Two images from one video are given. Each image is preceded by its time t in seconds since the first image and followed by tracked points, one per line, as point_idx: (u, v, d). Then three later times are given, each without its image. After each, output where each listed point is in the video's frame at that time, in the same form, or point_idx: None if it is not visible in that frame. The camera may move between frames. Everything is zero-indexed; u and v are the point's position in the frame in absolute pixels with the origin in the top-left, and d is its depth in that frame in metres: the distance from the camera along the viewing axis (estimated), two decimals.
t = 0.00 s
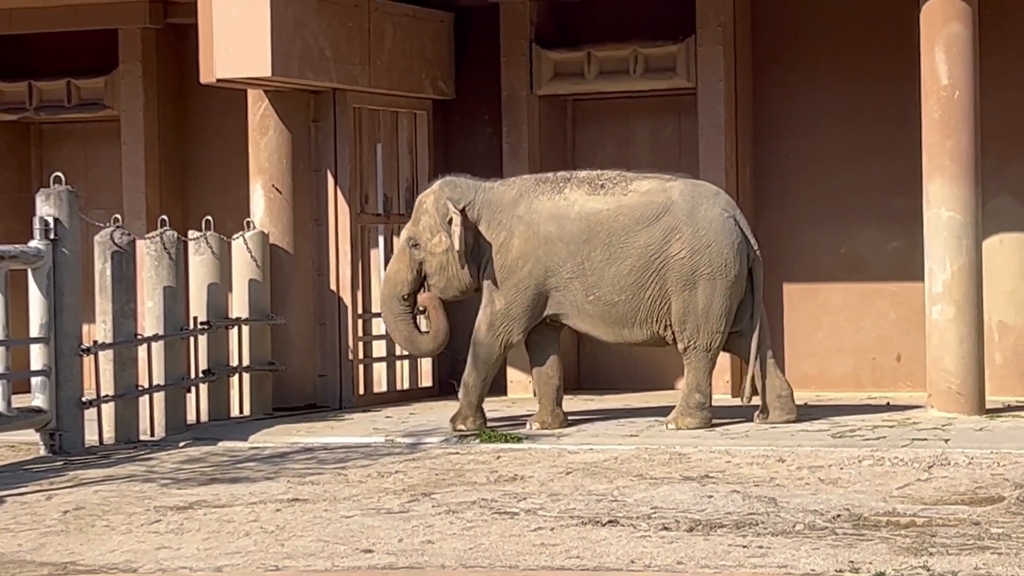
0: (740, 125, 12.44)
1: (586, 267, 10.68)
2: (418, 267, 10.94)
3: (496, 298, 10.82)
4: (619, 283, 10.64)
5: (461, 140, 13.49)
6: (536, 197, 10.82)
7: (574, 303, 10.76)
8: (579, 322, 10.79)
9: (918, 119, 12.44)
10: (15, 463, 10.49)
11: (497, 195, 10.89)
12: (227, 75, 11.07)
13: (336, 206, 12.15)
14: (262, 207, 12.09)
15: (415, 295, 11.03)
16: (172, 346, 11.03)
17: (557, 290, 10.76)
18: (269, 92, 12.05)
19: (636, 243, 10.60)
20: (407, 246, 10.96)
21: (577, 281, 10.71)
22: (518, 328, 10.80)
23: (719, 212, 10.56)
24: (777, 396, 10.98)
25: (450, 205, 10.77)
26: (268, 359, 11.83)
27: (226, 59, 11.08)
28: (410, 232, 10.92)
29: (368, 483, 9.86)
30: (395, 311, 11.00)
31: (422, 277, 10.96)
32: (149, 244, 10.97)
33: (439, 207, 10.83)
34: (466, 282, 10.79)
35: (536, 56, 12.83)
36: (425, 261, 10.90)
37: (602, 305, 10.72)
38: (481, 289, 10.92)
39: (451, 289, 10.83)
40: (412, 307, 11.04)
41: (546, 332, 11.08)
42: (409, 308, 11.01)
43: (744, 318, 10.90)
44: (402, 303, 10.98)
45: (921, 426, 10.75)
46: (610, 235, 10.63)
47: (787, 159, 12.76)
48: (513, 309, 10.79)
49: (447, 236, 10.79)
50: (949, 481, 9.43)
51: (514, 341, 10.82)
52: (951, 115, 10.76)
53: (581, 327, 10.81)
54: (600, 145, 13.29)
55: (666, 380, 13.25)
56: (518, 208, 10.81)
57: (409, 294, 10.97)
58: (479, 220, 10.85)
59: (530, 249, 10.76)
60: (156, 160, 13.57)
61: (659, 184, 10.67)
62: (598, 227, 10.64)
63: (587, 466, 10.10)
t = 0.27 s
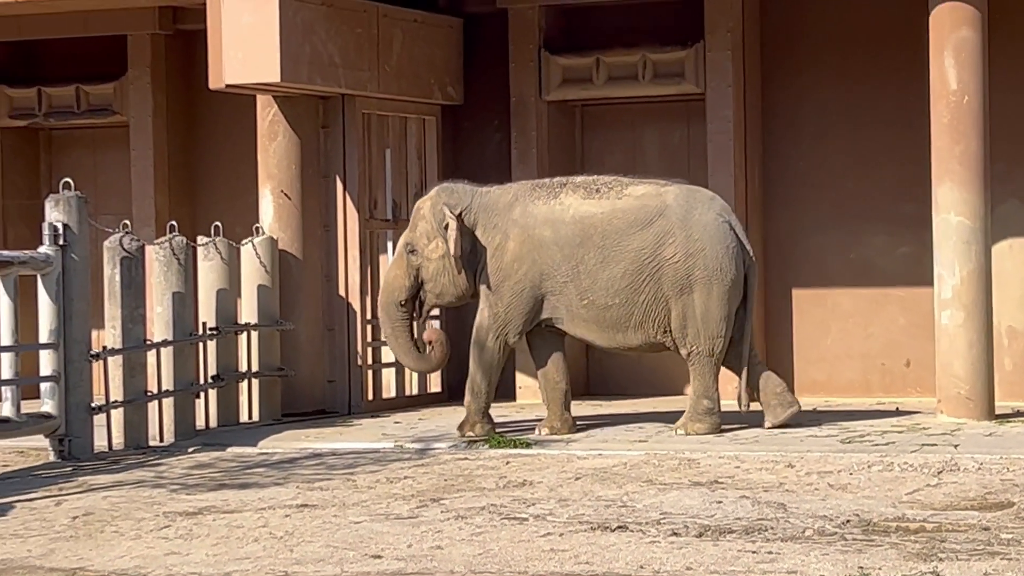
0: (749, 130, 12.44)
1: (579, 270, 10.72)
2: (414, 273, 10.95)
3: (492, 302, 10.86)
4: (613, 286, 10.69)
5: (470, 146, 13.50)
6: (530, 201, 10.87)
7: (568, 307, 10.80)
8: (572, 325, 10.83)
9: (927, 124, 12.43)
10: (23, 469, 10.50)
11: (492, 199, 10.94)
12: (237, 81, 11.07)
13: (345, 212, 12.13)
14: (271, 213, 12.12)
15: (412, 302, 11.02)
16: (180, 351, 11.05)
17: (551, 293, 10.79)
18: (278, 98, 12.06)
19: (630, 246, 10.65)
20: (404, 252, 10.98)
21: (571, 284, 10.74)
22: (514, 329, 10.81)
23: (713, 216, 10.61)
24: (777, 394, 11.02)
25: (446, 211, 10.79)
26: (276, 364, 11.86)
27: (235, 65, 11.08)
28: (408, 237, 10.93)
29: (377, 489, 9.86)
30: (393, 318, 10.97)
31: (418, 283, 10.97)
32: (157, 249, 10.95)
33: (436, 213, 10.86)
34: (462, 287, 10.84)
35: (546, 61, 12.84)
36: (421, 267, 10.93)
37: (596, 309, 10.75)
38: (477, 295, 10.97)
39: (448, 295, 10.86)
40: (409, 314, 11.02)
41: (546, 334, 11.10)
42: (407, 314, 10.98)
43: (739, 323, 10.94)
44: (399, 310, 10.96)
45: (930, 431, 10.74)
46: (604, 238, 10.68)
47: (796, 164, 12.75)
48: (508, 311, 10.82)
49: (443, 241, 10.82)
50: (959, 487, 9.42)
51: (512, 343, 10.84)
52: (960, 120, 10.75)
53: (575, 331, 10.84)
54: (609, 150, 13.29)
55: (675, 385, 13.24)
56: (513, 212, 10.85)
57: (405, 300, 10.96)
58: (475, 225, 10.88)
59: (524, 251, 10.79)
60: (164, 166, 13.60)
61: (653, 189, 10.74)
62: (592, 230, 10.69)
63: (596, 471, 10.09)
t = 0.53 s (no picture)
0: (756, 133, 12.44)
1: (572, 272, 10.70)
2: (412, 277, 10.97)
3: (488, 303, 10.84)
4: (605, 289, 10.65)
5: (478, 150, 13.52)
6: (525, 203, 10.88)
7: (562, 310, 10.78)
8: (567, 328, 10.81)
9: (935, 127, 12.42)
10: (31, 472, 10.50)
11: (488, 201, 10.97)
12: (244, 85, 11.07)
13: (353, 215, 12.14)
14: (278, 216, 12.12)
15: (409, 307, 11.05)
16: (188, 354, 11.05)
17: (546, 295, 10.79)
18: (285, 101, 12.06)
19: (623, 249, 10.62)
20: (401, 256, 11.00)
21: (565, 286, 10.72)
22: (513, 329, 10.81)
23: (706, 219, 10.54)
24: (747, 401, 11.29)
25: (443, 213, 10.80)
26: (285, 367, 11.86)
27: (243, 68, 11.08)
28: (404, 242, 10.95)
29: (384, 491, 9.86)
30: (389, 323, 11.01)
31: (415, 288, 10.97)
32: (166, 252, 10.99)
33: (432, 216, 10.88)
34: (460, 290, 10.83)
35: (553, 64, 12.84)
36: (419, 271, 10.93)
37: (590, 311, 10.71)
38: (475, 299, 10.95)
39: (446, 298, 10.85)
40: (406, 319, 11.05)
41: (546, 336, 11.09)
42: (404, 319, 11.03)
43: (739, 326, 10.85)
44: (396, 314, 10.99)
45: (938, 433, 10.73)
46: (597, 240, 10.66)
47: (804, 167, 12.75)
48: (505, 312, 10.81)
49: (440, 244, 10.82)
50: (967, 489, 9.41)
51: (513, 344, 10.83)
52: (968, 123, 10.74)
53: (569, 334, 10.82)
54: (616, 153, 13.29)
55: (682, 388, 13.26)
56: (507, 213, 10.88)
57: (402, 305, 10.99)
58: (471, 227, 10.91)
59: (518, 251, 10.79)
60: (172, 169, 13.64)
61: (647, 191, 10.71)
62: (585, 232, 10.67)
63: (603, 474, 10.08)
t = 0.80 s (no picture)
0: (763, 132, 12.44)
1: (563, 273, 10.72)
2: (408, 277, 11.08)
3: (484, 302, 10.89)
4: (596, 290, 10.66)
5: (484, 150, 13.52)
6: (516, 203, 10.92)
7: (555, 310, 10.81)
8: (561, 329, 10.83)
9: (941, 126, 12.40)
10: (39, 472, 10.51)
11: (482, 201, 11.03)
12: (251, 85, 11.07)
13: (359, 215, 12.16)
14: (285, 216, 12.11)
15: (406, 306, 11.17)
16: (195, 354, 11.06)
17: (540, 295, 10.82)
18: (292, 101, 12.06)
19: (613, 250, 10.62)
20: (396, 256, 11.10)
21: (556, 286, 10.75)
22: (508, 325, 10.84)
23: (696, 221, 10.51)
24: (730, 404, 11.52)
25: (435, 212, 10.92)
26: (291, 367, 11.87)
27: (249, 68, 11.09)
28: (399, 241, 11.07)
29: (391, 491, 9.86)
30: (387, 322, 11.10)
31: (411, 287, 11.09)
32: (172, 253, 10.95)
33: (425, 216, 10.99)
34: (454, 289, 10.95)
35: (560, 64, 12.85)
36: (414, 270, 11.05)
37: (580, 312, 10.73)
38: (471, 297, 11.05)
39: (441, 297, 10.98)
40: (404, 318, 11.18)
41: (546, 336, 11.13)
42: (402, 319, 11.16)
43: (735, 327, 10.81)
44: (392, 314, 11.08)
45: (945, 433, 10.73)
46: (587, 241, 10.66)
47: (810, 167, 12.75)
48: (502, 309, 10.84)
49: (433, 243, 10.95)
50: (974, 489, 9.40)
51: (512, 342, 10.86)
52: (975, 122, 10.73)
53: (562, 334, 10.84)
54: (623, 153, 13.30)
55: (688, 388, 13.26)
56: (499, 212, 10.93)
57: (399, 305, 11.09)
58: (465, 226, 10.99)
59: (510, 250, 10.85)
60: (179, 169, 13.65)
61: (637, 192, 10.69)
62: (575, 234, 10.69)
63: (610, 474, 10.08)
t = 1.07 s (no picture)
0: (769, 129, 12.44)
1: (557, 270, 10.72)
2: (403, 274, 11.17)
3: (481, 300, 10.91)
4: (591, 288, 10.65)
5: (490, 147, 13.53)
6: (510, 200, 10.93)
7: (550, 308, 10.80)
8: (555, 327, 10.82)
9: (947, 124, 12.40)
10: (46, 470, 10.51)
11: (476, 198, 11.04)
12: (257, 83, 11.08)
13: (366, 212, 12.16)
14: (291, 214, 12.14)
15: (402, 303, 11.27)
16: (202, 352, 11.07)
17: (535, 293, 10.82)
18: (298, 99, 12.07)
19: (607, 248, 10.62)
20: (391, 253, 11.20)
21: (550, 284, 10.75)
22: (508, 323, 10.85)
23: (691, 219, 10.53)
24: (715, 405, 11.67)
25: (426, 209, 10.98)
26: (298, 364, 11.87)
27: (255, 66, 11.09)
28: (393, 239, 11.16)
29: (398, 489, 9.86)
30: (382, 319, 11.26)
31: (405, 284, 11.18)
32: (179, 251, 11.02)
33: (418, 213, 11.05)
34: (447, 286, 11.02)
35: (566, 62, 12.85)
36: (408, 267, 11.14)
37: (574, 310, 10.72)
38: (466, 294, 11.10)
39: (433, 294, 11.06)
40: (399, 315, 11.27)
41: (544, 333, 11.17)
42: (396, 315, 11.25)
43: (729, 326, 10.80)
44: (388, 311, 11.23)
45: (952, 430, 10.72)
46: (581, 239, 10.67)
47: (815, 165, 12.74)
48: (499, 307, 10.85)
49: (425, 240, 11.02)
50: (981, 486, 9.40)
51: (511, 339, 10.87)
52: (981, 120, 10.73)
53: (557, 333, 10.83)
54: (629, 150, 13.30)
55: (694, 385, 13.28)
56: (493, 210, 10.94)
57: (393, 302, 11.21)
58: (459, 223, 11.02)
59: (504, 247, 10.85)
60: (185, 167, 13.67)
61: (632, 191, 10.69)
62: (570, 231, 10.69)
63: (617, 471, 10.08)
